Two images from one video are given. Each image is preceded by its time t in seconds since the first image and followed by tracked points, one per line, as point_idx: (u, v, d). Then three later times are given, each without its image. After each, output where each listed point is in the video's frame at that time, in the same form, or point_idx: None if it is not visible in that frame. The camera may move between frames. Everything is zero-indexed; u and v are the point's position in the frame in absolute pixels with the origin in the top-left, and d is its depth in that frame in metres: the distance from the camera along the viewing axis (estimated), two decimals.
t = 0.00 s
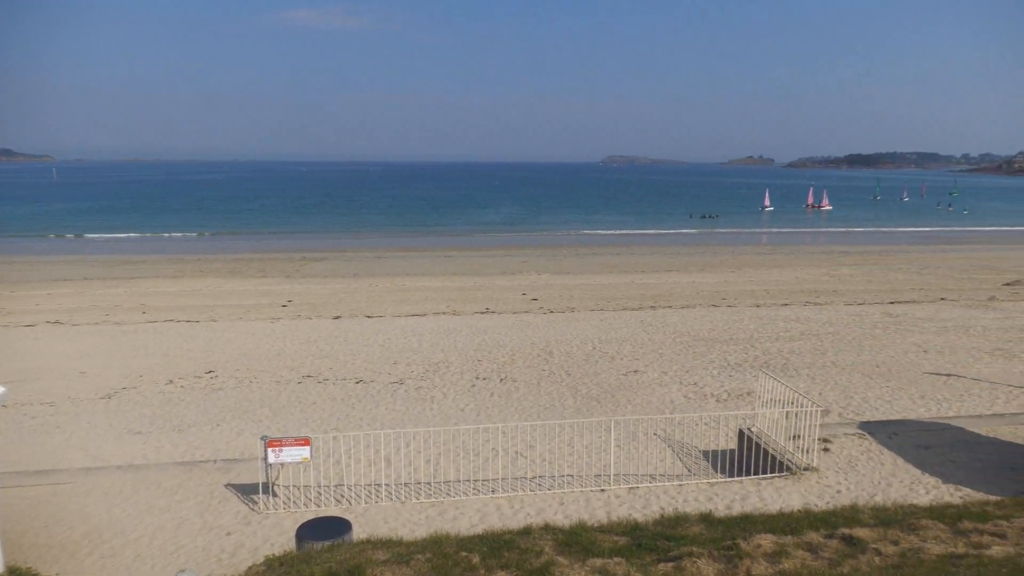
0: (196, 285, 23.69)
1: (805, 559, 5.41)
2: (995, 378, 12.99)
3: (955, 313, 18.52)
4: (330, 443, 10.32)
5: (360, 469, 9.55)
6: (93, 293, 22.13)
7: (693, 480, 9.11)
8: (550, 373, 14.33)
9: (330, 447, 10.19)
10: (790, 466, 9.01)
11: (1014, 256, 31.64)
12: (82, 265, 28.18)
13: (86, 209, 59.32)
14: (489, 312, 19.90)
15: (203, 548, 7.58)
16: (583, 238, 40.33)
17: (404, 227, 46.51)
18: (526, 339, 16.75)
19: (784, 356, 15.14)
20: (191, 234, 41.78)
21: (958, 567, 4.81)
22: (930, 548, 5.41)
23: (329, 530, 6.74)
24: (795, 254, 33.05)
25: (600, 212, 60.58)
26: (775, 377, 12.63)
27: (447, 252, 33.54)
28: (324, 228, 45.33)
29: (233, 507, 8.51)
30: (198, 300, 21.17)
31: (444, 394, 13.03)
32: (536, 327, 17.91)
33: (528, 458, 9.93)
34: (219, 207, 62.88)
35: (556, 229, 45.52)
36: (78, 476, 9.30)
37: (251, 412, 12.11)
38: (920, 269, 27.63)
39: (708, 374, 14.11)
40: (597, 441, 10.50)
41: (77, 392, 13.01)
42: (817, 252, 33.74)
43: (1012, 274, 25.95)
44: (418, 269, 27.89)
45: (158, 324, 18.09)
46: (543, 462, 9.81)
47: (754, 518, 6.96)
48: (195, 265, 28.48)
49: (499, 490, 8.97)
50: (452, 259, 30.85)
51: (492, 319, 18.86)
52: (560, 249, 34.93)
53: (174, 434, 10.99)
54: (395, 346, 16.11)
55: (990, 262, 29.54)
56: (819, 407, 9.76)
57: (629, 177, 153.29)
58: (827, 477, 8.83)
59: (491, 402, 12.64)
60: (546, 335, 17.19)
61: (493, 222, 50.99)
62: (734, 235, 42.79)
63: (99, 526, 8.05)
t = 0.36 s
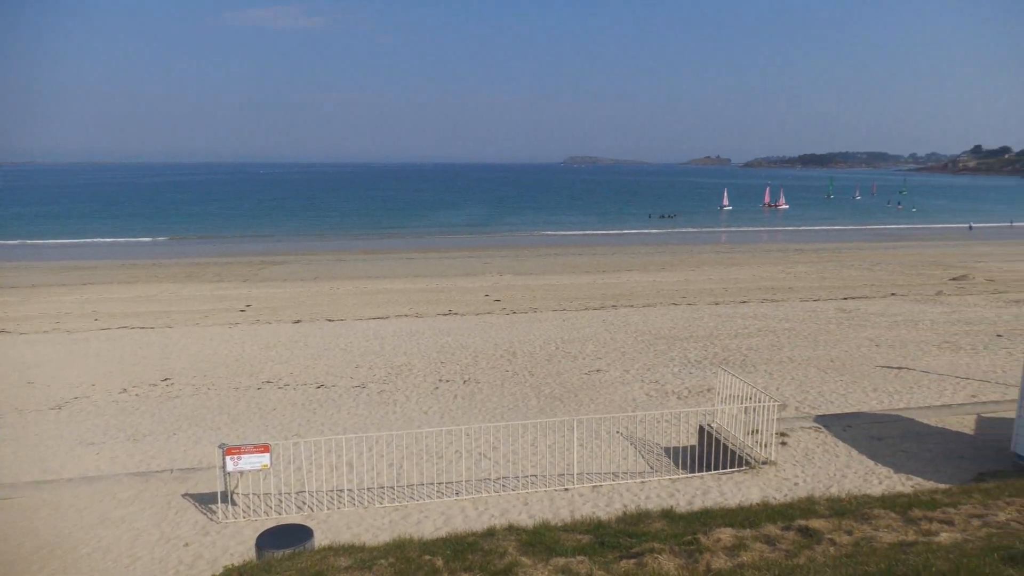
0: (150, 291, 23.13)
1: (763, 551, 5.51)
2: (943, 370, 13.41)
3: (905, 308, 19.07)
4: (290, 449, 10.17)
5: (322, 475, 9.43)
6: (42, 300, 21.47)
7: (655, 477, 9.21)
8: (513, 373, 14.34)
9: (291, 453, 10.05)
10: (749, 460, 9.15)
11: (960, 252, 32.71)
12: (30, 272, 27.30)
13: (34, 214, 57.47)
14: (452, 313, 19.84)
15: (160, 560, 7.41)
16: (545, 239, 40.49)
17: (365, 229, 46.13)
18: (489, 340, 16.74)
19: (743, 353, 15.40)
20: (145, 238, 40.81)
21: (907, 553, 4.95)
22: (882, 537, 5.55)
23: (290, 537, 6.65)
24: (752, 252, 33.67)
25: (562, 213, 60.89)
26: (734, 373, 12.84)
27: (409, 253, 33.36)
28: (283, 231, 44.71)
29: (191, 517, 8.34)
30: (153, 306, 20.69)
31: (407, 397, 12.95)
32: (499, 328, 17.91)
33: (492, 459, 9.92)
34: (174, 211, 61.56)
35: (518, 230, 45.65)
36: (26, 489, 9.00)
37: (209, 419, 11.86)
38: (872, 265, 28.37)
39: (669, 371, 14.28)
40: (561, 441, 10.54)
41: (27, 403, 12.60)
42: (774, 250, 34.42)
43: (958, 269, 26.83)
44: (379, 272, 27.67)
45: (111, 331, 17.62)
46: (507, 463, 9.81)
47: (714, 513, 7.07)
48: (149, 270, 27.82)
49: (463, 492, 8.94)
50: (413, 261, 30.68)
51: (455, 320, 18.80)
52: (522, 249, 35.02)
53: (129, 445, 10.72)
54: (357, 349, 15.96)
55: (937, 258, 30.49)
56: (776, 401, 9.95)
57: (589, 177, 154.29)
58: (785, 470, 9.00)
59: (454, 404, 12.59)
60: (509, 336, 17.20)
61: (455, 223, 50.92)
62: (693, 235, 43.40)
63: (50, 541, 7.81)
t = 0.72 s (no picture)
0: (100, 299, 22.48)
1: (720, 546, 5.60)
2: (891, 365, 13.82)
3: (855, 305, 19.58)
4: (247, 458, 9.98)
5: (280, 483, 9.28)
6: None
7: (616, 476, 9.28)
8: (474, 377, 14.31)
9: (247, 462, 9.86)
10: (707, 457, 9.29)
11: (907, 250, 33.72)
12: None
13: None
14: (412, 317, 19.71)
15: None
16: (504, 241, 40.54)
17: (323, 233, 45.57)
18: (450, 343, 16.67)
19: (700, 351, 15.62)
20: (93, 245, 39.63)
21: (856, 543, 5.09)
22: (833, 528, 5.70)
23: (247, 548, 6.53)
24: (708, 252, 34.23)
25: (521, 215, 61.06)
26: (691, 372, 13.03)
27: (368, 257, 33.06)
28: (238, 236, 43.90)
29: (144, 530, 8.13)
30: (103, 315, 20.10)
31: (367, 403, 12.81)
32: (459, 331, 17.86)
33: (454, 463, 9.88)
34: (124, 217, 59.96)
35: (478, 233, 45.64)
36: None
37: (162, 430, 11.57)
38: (823, 264, 29.06)
39: (628, 371, 14.43)
40: (522, 443, 10.55)
41: None
42: (729, 250, 35.04)
43: (904, 267, 27.71)
44: (337, 276, 27.37)
45: (59, 341, 17.07)
46: (469, 467, 9.78)
47: (672, 510, 7.16)
48: (99, 278, 27.05)
49: (424, 497, 8.89)
50: (373, 265, 30.42)
51: (415, 324, 18.68)
52: (482, 252, 35.00)
53: (78, 458, 10.40)
54: (315, 355, 15.75)
55: (884, 256, 31.41)
56: (732, 398, 10.13)
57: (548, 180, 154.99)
58: (742, 465, 9.16)
59: (415, 408, 12.51)
60: (470, 339, 17.16)
61: (415, 226, 50.66)
62: (650, 236, 43.95)
63: None
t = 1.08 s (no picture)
0: (50, 304, 21.81)
1: (681, 539, 5.68)
2: (846, 357, 14.17)
3: (811, 300, 20.04)
4: (206, 465, 9.79)
5: (241, 490, 9.13)
6: None
7: (580, 473, 9.34)
8: (437, 377, 14.26)
9: (207, 469, 9.68)
10: (669, 452, 9.40)
11: (859, 246, 34.61)
12: None
13: None
14: (375, 319, 19.57)
15: None
16: (467, 241, 40.46)
17: (283, 235, 44.94)
18: (414, 344, 16.59)
19: (662, 348, 15.82)
20: (42, 249, 38.43)
21: (812, 532, 5.21)
22: (790, 517, 5.83)
23: (206, 556, 6.40)
24: (669, 250, 34.68)
25: (483, 215, 61.04)
26: (653, 368, 13.18)
27: (329, 259, 32.70)
28: (195, 239, 43.02)
29: (99, 542, 7.91)
30: (54, 321, 19.52)
31: (329, 406, 12.68)
32: (422, 332, 17.78)
33: (418, 464, 9.84)
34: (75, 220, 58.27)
35: (440, 233, 45.49)
36: None
37: (117, 438, 11.28)
38: (780, 260, 29.66)
39: (591, 369, 14.53)
40: (486, 442, 10.55)
41: None
42: (689, 248, 35.55)
43: (857, 262, 28.43)
44: (298, 278, 27.01)
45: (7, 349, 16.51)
46: (434, 467, 9.74)
47: (635, 505, 7.23)
48: (49, 283, 26.25)
49: (387, 499, 8.83)
50: (333, 266, 30.09)
51: (377, 326, 18.54)
52: (445, 252, 34.90)
53: (28, 469, 10.09)
54: (276, 359, 15.52)
55: (838, 252, 32.18)
56: (693, 393, 10.27)
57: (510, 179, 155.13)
58: (703, 459, 9.29)
59: (378, 410, 12.42)
60: (434, 339, 17.10)
61: (376, 227, 50.26)
62: (612, 234, 44.32)
63: None
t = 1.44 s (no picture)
0: None
1: (642, 535, 5.74)
2: (801, 353, 14.48)
3: (767, 298, 20.42)
4: (162, 476, 9.56)
5: (198, 500, 8.94)
6: None
7: (543, 474, 9.36)
8: (400, 381, 14.15)
9: (163, 481, 9.46)
10: (631, 450, 9.48)
11: (814, 244, 35.40)
12: None
13: None
14: (335, 323, 19.36)
15: None
16: (428, 243, 40.33)
17: (240, 239, 44.19)
18: (375, 348, 16.45)
19: (623, 347, 15.96)
20: None
21: (768, 525, 5.31)
22: (747, 511, 5.94)
23: (162, 569, 6.25)
24: (629, 250, 35.01)
25: (445, 217, 60.84)
26: (614, 367, 13.29)
27: (288, 263, 32.26)
28: (149, 244, 42.03)
29: (49, 559, 7.67)
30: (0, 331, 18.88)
31: (289, 412, 12.49)
32: (384, 336, 17.64)
33: (381, 469, 9.76)
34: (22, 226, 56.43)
35: (401, 236, 45.22)
36: None
37: (67, 451, 10.94)
38: (737, 259, 30.17)
39: (553, 369, 14.58)
40: (450, 445, 10.50)
41: None
42: (649, 248, 35.96)
43: (811, 260, 29.07)
44: (257, 283, 26.58)
45: None
46: (396, 472, 9.67)
47: (597, 504, 7.28)
48: None
49: (350, 505, 8.74)
50: (293, 271, 29.68)
51: (338, 330, 18.34)
52: (406, 255, 34.70)
53: None
54: (235, 366, 15.24)
55: (793, 250, 32.86)
56: (653, 392, 10.37)
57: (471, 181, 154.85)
58: (664, 457, 9.40)
59: (339, 416, 12.28)
60: (395, 343, 16.97)
61: (336, 230, 49.75)
62: (573, 235, 44.58)
63: None
